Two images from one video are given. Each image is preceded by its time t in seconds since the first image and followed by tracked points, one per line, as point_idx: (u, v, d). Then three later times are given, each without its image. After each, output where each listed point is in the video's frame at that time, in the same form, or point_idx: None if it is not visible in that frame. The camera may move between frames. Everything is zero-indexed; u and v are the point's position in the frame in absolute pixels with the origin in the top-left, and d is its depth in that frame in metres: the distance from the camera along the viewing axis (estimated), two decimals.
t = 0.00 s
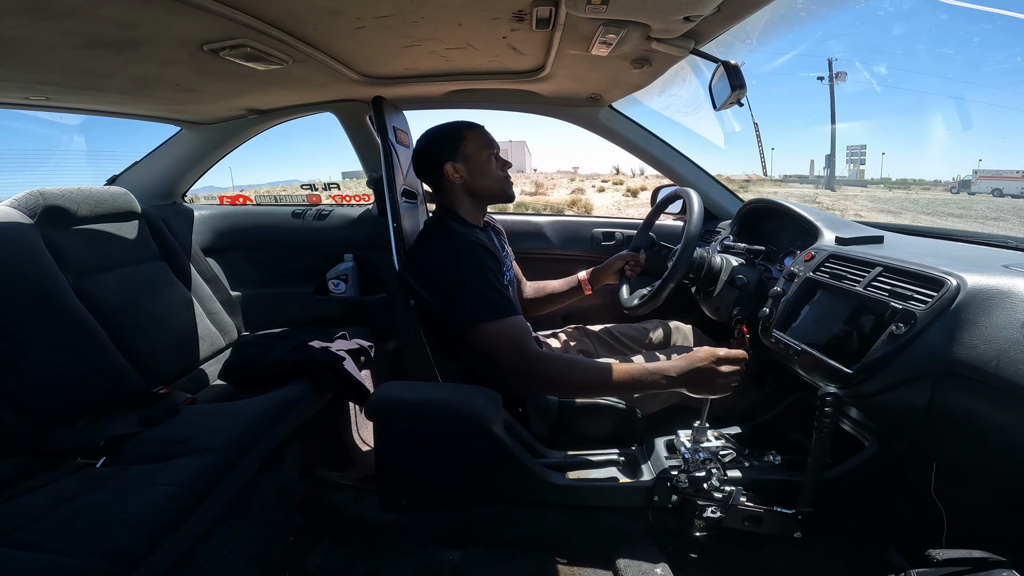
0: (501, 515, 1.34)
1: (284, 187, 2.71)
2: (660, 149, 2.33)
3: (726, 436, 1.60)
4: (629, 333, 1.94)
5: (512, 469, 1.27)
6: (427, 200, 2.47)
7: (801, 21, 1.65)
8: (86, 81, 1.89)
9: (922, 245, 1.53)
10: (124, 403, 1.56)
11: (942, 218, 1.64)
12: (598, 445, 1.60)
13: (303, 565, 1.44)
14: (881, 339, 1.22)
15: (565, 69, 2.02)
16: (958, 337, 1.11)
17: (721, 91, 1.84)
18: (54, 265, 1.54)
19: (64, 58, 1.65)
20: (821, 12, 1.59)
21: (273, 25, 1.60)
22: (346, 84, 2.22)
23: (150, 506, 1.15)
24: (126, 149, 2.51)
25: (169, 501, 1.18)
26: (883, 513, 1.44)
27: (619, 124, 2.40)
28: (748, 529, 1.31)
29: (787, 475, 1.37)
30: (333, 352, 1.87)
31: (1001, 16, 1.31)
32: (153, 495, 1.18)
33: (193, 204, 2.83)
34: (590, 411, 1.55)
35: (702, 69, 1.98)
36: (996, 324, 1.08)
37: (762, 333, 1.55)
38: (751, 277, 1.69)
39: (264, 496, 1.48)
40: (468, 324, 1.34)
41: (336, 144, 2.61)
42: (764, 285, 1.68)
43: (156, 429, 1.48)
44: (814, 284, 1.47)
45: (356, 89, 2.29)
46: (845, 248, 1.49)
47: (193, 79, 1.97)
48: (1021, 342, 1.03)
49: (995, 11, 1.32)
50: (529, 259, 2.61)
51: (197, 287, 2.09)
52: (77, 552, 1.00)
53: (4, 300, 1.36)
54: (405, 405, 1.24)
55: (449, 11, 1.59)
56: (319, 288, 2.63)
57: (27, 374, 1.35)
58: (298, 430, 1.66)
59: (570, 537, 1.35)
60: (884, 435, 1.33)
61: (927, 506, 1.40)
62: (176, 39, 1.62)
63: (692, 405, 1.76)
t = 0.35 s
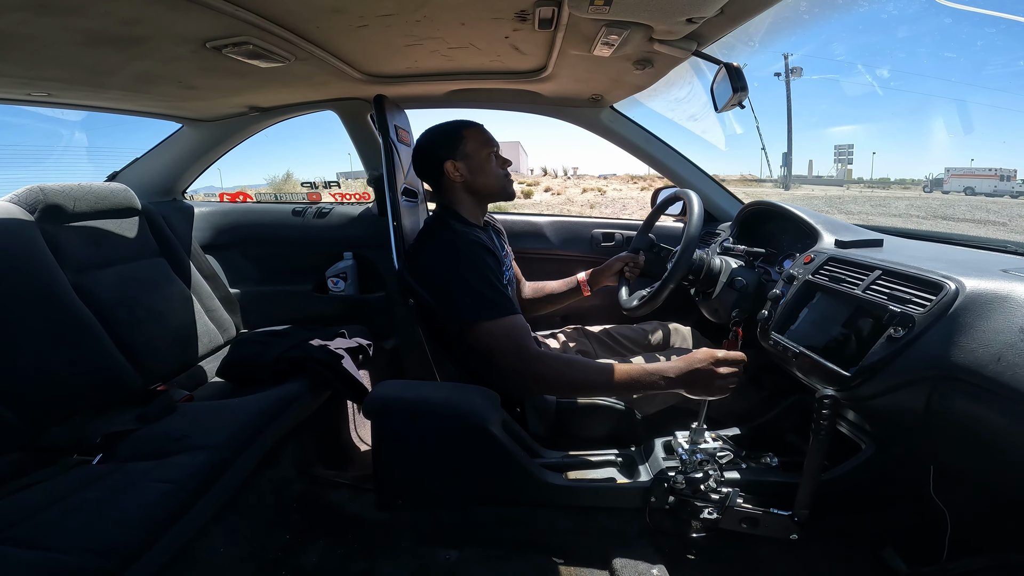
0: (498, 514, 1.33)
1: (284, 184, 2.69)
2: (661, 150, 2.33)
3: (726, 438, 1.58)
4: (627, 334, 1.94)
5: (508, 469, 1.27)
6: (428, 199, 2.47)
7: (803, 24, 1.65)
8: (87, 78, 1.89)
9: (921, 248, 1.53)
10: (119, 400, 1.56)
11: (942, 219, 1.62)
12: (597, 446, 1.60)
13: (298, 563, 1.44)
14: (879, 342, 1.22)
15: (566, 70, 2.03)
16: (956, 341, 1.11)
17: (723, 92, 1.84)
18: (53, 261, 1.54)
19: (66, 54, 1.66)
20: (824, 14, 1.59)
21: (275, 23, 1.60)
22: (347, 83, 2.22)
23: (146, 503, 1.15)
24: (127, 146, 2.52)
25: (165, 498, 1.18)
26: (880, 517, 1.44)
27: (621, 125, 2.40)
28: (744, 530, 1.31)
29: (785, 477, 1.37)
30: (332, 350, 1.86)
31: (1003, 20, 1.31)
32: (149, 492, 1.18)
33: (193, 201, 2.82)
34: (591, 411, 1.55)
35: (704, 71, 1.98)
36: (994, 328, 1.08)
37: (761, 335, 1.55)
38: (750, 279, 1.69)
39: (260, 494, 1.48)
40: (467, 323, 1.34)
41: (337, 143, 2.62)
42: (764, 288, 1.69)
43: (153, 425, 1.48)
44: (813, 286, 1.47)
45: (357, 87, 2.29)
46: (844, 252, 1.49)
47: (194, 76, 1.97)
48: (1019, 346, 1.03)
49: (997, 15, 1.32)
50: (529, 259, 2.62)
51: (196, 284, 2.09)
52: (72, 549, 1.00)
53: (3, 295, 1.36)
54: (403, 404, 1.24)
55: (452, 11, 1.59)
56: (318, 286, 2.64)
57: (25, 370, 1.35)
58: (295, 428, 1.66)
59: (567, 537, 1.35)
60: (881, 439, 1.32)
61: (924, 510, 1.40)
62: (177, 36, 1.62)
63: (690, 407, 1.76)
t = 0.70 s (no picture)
0: (500, 514, 1.33)
1: (284, 186, 2.71)
2: (660, 148, 2.33)
3: (726, 436, 1.62)
4: (629, 333, 1.94)
5: (512, 469, 1.27)
6: (427, 199, 2.47)
7: (801, 21, 1.65)
8: (87, 81, 1.89)
9: (922, 245, 1.53)
10: (123, 401, 1.56)
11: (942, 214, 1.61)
12: (598, 444, 1.60)
13: (302, 564, 1.44)
14: (881, 339, 1.22)
15: (565, 69, 2.02)
16: (958, 338, 1.11)
17: (722, 91, 1.83)
18: (55, 264, 1.54)
19: (65, 57, 1.66)
20: (822, 11, 1.58)
21: (274, 24, 1.60)
22: (347, 84, 2.22)
23: (150, 505, 1.15)
24: (127, 149, 2.52)
25: (170, 500, 1.18)
26: (884, 514, 1.44)
27: (619, 124, 2.40)
28: (747, 528, 1.31)
29: (788, 475, 1.37)
30: (333, 351, 1.86)
31: (1002, 16, 1.31)
32: (153, 494, 1.18)
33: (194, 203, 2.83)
34: (590, 410, 1.55)
35: (702, 69, 1.98)
36: (997, 324, 1.07)
37: (762, 333, 1.55)
38: (751, 277, 1.68)
39: (264, 495, 1.48)
40: (468, 323, 1.34)
41: (337, 144, 2.62)
42: (765, 286, 1.68)
43: (156, 428, 1.48)
44: (814, 284, 1.47)
45: (357, 88, 2.29)
46: (845, 249, 1.49)
47: (194, 78, 1.97)
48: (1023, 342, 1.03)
49: (996, 11, 1.32)
50: (530, 259, 2.61)
51: (197, 286, 2.09)
52: (77, 552, 1.00)
53: (5, 299, 1.36)
54: (405, 404, 1.24)
55: (450, 11, 1.59)
56: (319, 287, 2.63)
57: (28, 373, 1.35)
58: (298, 430, 1.66)
59: (570, 536, 1.35)
60: (884, 437, 1.31)
61: (928, 507, 1.40)
62: (177, 39, 1.62)
63: (692, 406, 1.76)
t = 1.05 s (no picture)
0: (501, 513, 1.33)
1: (284, 185, 2.69)
2: (659, 145, 2.33)
3: (727, 433, 1.61)
4: (629, 330, 1.94)
5: (513, 467, 1.28)
6: (427, 198, 2.47)
7: (801, 19, 1.67)
8: (84, 81, 1.88)
9: (922, 241, 1.53)
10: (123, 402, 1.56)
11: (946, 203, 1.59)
12: (598, 442, 1.59)
13: (305, 563, 1.44)
14: (881, 335, 1.22)
15: (563, 66, 2.02)
16: (958, 333, 1.12)
17: (721, 87, 1.83)
18: (54, 264, 1.54)
19: (63, 57, 1.65)
20: (820, 8, 1.61)
21: (272, 23, 1.60)
22: (345, 83, 2.22)
23: (152, 505, 1.15)
24: (125, 148, 2.51)
25: (172, 500, 1.18)
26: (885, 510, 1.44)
27: (618, 121, 2.40)
28: (748, 525, 1.32)
29: (788, 471, 1.38)
30: (334, 350, 1.86)
31: (1001, 11, 1.31)
32: (155, 494, 1.19)
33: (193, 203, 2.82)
34: (590, 407, 1.55)
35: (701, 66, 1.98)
36: (997, 319, 1.08)
37: (762, 330, 1.56)
38: (751, 274, 1.68)
39: (265, 495, 1.48)
40: (468, 321, 1.34)
41: (335, 142, 2.61)
42: (764, 282, 1.68)
43: (158, 428, 1.48)
44: (814, 280, 1.47)
45: (355, 87, 2.29)
46: (845, 245, 1.49)
47: (192, 77, 1.97)
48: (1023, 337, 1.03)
49: (994, 7, 1.32)
50: (529, 257, 2.61)
51: (197, 285, 2.09)
52: (80, 552, 1.00)
53: (5, 299, 1.36)
54: (406, 403, 1.24)
55: (448, 9, 1.59)
56: (319, 286, 2.63)
57: (28, 373, 1.35)
58: (299, 429, 1.66)
59: (571, 533, 1.36)
60: (885, 433, 1.31)
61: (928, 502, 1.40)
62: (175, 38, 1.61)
63: (693, 403, 1.76)
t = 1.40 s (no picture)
0: (501, 512, 1.33)
1: (286, 185, 2.70)
2: (658, 145, 2.33)
3: (727, 433, 1.62)
4: (629, 330, 1.95)
5: (513, 466, 1.28)
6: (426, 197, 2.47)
7: (800, 17, 1.67)
8: (84, 80, 1.88)
9: (922, 241, 1.53)
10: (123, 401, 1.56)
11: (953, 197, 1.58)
12: (598, 441, 1.59)
13: (305, 562, 1.44)
14: (881, 335, 1.22)
15: (563, 66, 2.02)
16: (958, 333, 1.11)
17: (721, 87, 1.83)
18: (54, 263, 1.54)
19: (63, 56, 1.65)
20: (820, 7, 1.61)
21: (272, 22, 1.60)
22: (345, 82, 2.22)
23: (152, 504, 1.15)
24: (125, 148, 2.51)
25: (171, 499, 1.18)
26: (884, 510, 1.44)
27: (618, 121, 2.40)
28: (748, 524, 1.32)
29: (788, 471, 1.38)
30: (333, 349, 1.86)
31: (1000, 11, 1.31)
32: (155, 493, 1.19)
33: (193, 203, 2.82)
34: (589, 407, 1.55)
35: (701, 66, 1.98)
36: (996, 319, 1.08)
37: (762, 330, 1.55)
38: (751, 273, 1.68)
39: (265, 494, 1.48)
40: (468, 320, 1.35)
41: (335, 142, 2.61)
42: (764, 281, 1.68)
43: (157, 427, 1.48)
44: (814, 280, 1.47)
45: (355, 86, 2.29)
46: (845, 245, 1.49)
47: (191, 77, 1.97)
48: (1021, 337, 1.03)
49: (994, 7, 1.32)
50: (529, 256, 2.61)
51: (196, 284, 2.09)
52: (80, 551, 1.00)
53: (5, 298, 1.36)
54: (406, 402, 1.24)
55: (448, 8, 1.59)
56: (319, 285, 2.63)
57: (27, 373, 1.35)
58: (298, 428, 1.66)
59: (571, 533, 1.36)
60: (885, 433, 1.31)
61: (927, 501, 1.40)
62: (174, 37, 1.61)
63: (692, 402, 1.76)
